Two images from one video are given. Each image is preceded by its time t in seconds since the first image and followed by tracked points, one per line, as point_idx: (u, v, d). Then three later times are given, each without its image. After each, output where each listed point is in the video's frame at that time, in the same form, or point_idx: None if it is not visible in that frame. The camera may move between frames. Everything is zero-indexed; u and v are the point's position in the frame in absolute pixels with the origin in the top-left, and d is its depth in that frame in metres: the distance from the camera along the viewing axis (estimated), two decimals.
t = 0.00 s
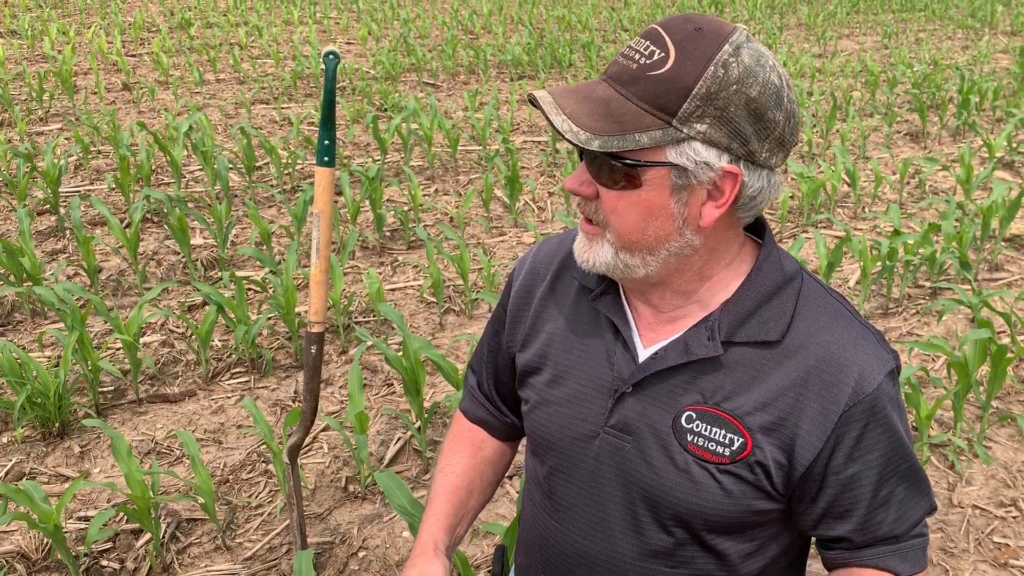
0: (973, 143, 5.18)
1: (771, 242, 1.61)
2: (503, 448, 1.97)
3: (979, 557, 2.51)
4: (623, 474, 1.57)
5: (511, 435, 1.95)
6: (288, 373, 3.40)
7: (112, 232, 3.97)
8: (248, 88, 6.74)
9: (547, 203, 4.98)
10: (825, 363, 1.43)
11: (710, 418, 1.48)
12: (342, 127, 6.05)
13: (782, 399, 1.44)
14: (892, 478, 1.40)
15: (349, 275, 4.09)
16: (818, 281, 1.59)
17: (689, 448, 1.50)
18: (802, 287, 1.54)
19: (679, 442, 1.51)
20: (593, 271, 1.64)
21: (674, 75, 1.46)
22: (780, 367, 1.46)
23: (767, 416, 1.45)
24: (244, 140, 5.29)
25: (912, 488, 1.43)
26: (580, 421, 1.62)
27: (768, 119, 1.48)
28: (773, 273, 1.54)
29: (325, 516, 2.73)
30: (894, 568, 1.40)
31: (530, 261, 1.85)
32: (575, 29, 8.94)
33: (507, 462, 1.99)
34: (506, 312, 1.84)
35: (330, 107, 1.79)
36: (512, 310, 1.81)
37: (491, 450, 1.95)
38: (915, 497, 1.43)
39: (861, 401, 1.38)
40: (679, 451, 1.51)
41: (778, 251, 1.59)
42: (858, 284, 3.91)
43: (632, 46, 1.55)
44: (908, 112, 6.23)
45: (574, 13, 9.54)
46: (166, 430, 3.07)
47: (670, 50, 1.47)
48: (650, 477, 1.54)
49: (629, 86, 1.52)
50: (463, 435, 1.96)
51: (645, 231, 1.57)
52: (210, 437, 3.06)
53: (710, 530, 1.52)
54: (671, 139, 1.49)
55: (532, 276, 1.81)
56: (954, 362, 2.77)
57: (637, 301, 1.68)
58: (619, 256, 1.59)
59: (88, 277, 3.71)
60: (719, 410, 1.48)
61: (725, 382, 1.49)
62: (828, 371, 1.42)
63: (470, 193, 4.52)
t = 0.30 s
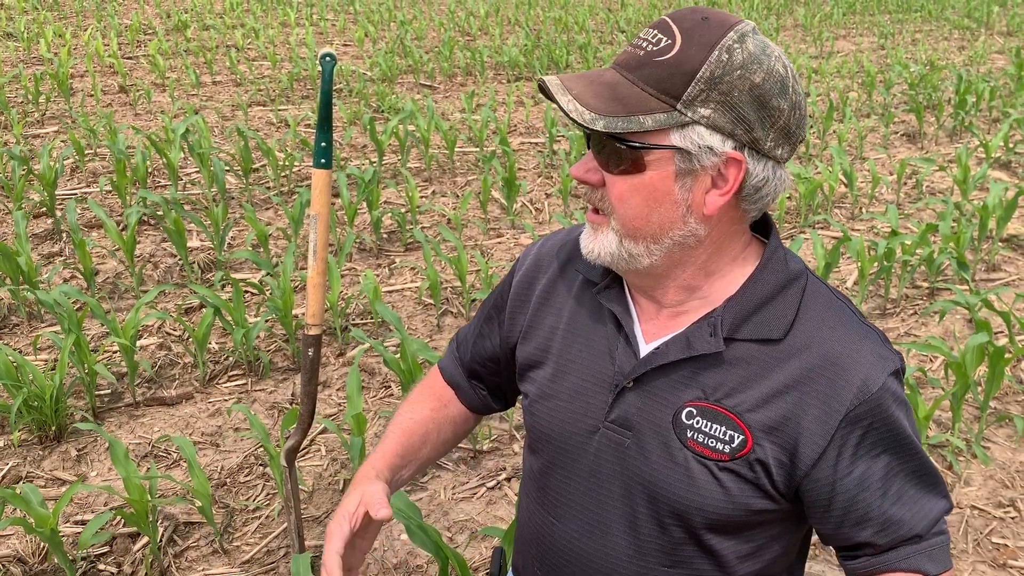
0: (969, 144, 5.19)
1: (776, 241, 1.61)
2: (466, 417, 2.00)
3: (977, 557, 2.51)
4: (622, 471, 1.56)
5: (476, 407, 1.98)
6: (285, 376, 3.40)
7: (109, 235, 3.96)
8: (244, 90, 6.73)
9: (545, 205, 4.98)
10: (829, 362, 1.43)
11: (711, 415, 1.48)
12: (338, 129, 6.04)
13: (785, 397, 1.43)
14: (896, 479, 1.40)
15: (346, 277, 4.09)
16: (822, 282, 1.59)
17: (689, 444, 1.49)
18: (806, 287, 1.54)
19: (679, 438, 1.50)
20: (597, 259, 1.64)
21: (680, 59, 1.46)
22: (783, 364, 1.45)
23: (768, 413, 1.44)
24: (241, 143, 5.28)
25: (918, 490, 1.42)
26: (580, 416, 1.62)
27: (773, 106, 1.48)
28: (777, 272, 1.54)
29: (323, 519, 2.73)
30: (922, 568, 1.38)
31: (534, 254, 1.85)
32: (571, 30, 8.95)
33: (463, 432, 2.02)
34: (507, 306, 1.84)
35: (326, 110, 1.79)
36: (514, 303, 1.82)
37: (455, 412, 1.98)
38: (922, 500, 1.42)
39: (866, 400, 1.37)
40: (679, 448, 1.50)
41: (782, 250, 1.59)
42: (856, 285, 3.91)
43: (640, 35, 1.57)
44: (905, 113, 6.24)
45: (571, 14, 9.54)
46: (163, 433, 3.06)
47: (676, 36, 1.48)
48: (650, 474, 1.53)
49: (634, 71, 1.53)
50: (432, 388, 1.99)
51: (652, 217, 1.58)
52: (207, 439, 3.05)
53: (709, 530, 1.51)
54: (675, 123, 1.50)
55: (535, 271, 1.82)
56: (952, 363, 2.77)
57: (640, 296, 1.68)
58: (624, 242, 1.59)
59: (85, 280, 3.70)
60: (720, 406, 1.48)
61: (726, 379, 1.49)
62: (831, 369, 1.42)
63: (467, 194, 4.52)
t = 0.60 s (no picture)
0: (967, 145, 5.19)
1: (774, 241, 1.62)
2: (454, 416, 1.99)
3: (975, 559, 2.51)
4: (623, 472, 1.56)
5: (465, 406, 1.97)
6: (283, 378, 3.39)
7: (107, 236, 3.96)
8: (242, 91, 6.72)
9: (543, 206, 4.98)
10: (829, 360, 1.43)
11: (712, 416, 1.48)
12: (337, 130, 6.04)
13: (786, 397, 1.43)
14: (900, 475, 1.40)
15: (344, 278, 4.08)
16: (820, 280, 1.60)
17: (690, 445, 1.49)
18: (804, 287, 1.54)
19: (680, 440, 1.50)
20: (600, 266, 1.63)
21: (680, 62, 1.46)
22: (783, 363, 1.46)
23: (769, 414, 1.44)
24: (239, 144, 5.28)
25: (922, 485, 1.42)
26: (578, 419, 1.62)
27: (774, 106, 1.49)
28: (776, 271, 1.55)
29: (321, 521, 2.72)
30: (932, 565, 1.37)
31: (528, 256, 1.85)
32: (570, 32, 8.95)
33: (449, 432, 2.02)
34: (500, 310, 1.84)
35: (324, 111, 1.81)
36: (509, 304, 1.81)
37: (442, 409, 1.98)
38: (927, 495, 1.42)
39: (869, 398, 1.37)
40: (680, 450, 1.50)
41: (781, 250, 1.60)
42: (854, 286, 3.92)
43: (637, 40, 1.56)
44: (903, 114, 6.25)
45: (569, 16, 9.56)
46: (161, 435, 3.06)
47: (675, 40, 1.48)
48: (651, 475, 1.53)
49: (634, 76, 1.52)
50: (422, 382, 2.00)
51: (655, 223, 1.58)
52: (205, 441, 3.05)
53: (711, 531, 1.50)
54: (677, 127, 1.50)
55: (529, 273, 1.82)
56: (950, 364, 2.77)
57: (638, 298, 1.69)
58: (628, 248, 1.59)
59: (83, 282, 3.70)
60: (721, 407, 1.48)
61: (726, 380, 1.49)
62: (831, 368, 1.42)
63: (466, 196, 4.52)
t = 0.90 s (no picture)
0: (966, 147, 5.19)
1: (773, 243, 1.62)
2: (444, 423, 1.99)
3: (975, 561, 2.50)
4: (623, 478, 1.56)
5: (457, 411, 1.97)
6: (282, 379, 3.39)
7: (105, 237, 3.95)
8: (241, 92, 6.72)
9: (542, 207, 4.98)
10: (830, 362, 1.43)
11: (713, 420, 1.48)
12: (335, 131, 6.04)
13: (788, 400, 1.43)
14: (903, 476, 1.40)
15: (343, 280, 4.08)
16: (818, 281, 1.61)
17: (691, 451, 1.49)
18: (804, 289, 1.55)
19: (681, 445, 1.50)
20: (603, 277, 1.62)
21: (682, 69, 1.46)
22: (784, 366, 1.46)
23: (771, 418, 1.44)
24: (238, 145, 5.28)
25: (924, 486, 1.43)
26: (578, 425, 1.61)
27: (774, 111, 1.49)
28: (775, 274, 1.55)
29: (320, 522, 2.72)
30: (937, 566, 1.37)
31: (523, 261, 1.85)
32: (569, 32, 8.95)
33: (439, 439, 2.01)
34: (496, 315, 1.83)
35: (323, 111, 1.82)
36: (505, 309, 1.81)
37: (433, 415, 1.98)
38: (930, 495, 1.42)
39: (871, 399, 1.38)
40: (681, 455, 1.50)
41: (779, 253, 1.60)
42: (853, 288, 3.92)
43: (635, 47, 1.56)
44: (902, 115, 6.25)
45: (568, 17, 9.56)
46: (159, 437, 3.05)
47: (675, 46, 1.47)
48: (652, 481, 1.53)
49: (635, 84, 1.52)
50: (413, 387, 1.99)
51: (659, 232, 1.57)
52: (204, 443, 3.04)
53: (712, 537, 1.50)
54: (680, 135, 1.49)
55: (525, 278, 1.81)
56: (950, 366, 2.77)
57: (637, 303, 1.68)
58: (633, 258, 1.58)
59: (81, 283, 3.69)
60: (721, 412, 1.47)
61: (727, 384, 1.49)
62: (832, 371, 1.42)
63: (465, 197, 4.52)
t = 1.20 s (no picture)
0: (966, 147, 5.19)
1: (769, 243, 1.62)
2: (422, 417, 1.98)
3: (976, 563, 2.50)
4: (622, 484, 1.55)
5: (440, 408, 1.97)
6: (281, 381, 3.38)
7: (104, 238, 3.94)
8: (240, 93, 6.71)
9: (542, 208, 4.97)
10: (827, 361, 1.43)
11: (712, 424, 1.47)
12: (335, 131, 6.03)
13: (786, 402, 1.43)
14: (905, 475, 1.41)
15: (343, 281, 4.07)
16: (812, 279, 1.61)
17: (690, 455, 1.48)
18: (800, 289, 1.55)
19: (681, 450, 1.49)
20: (612, 288, 1.60)
21: (685, 74, 1.46)
22: (783, 368, 1.45)
23: (771, 421, 1.43)
24: (237, 146, 5.27)
25: (925, 484, 1.43)
26: (577, 430, 1.61)
27: (776, 110, 1.51)
28: (772, 275, 1.55)
29: (320, 524, 2.71)
30: (949, 568, 1.36)
31: (516, 265, 1.85)
32: (568, 33, 8.94)
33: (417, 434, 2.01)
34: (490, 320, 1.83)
35: (324, 113, 1.87)
36: (499, 313, 1.80)
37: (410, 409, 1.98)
38: (932, 492, 1.43)
39: (871, 398, 1.38)
40: (680, 460, 1.49)
41: (775, 253, 1.60)
42: (853, 288, 3.91)
43: (631, 53, 1.55)
44: (901, 116, 6.26)
45: (568, 17, 9.55)
46: (158, 439, 3.04)
47: (675, 51, 1.47)
48: (651, 486, 1.52)
49: (637, 92, 1.51)
50: (398, 376, 1.99)
51: (669, 239, 1.56)
52: (203, 445, 3.04)
53: (714, 541, 1.50)
54: (688, 141, 1.49)
55: (518, 282, 1.81)
56: (951, 368, 2.77)
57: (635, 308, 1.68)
58: (644, 267, 1.56)
59: (80, 284, 3.68)
60: (720, 414, 1.47)
61: (726, 387, 1.48)
62: (831, 372, 1.42)
63: (465, 198, 4.51)
